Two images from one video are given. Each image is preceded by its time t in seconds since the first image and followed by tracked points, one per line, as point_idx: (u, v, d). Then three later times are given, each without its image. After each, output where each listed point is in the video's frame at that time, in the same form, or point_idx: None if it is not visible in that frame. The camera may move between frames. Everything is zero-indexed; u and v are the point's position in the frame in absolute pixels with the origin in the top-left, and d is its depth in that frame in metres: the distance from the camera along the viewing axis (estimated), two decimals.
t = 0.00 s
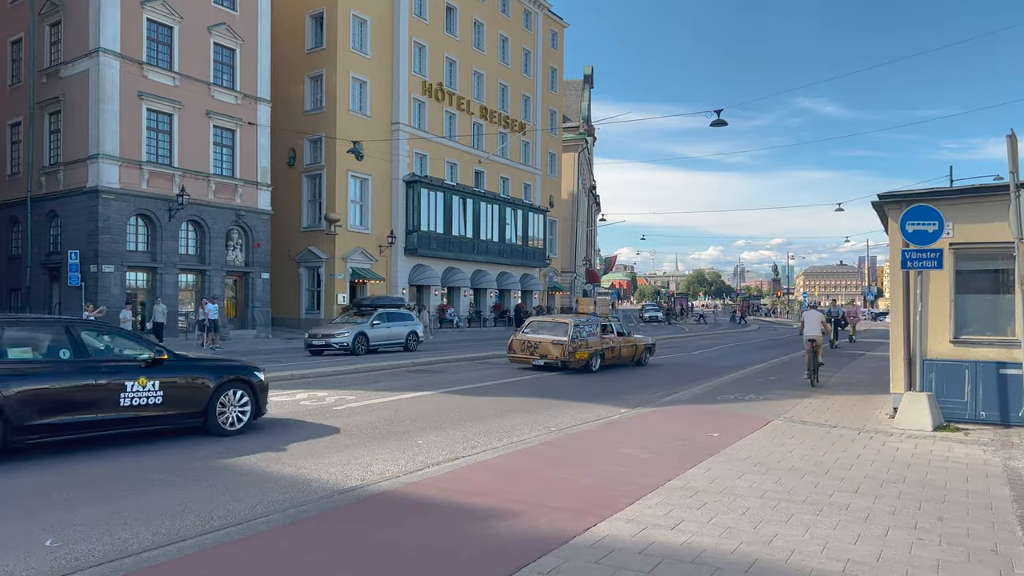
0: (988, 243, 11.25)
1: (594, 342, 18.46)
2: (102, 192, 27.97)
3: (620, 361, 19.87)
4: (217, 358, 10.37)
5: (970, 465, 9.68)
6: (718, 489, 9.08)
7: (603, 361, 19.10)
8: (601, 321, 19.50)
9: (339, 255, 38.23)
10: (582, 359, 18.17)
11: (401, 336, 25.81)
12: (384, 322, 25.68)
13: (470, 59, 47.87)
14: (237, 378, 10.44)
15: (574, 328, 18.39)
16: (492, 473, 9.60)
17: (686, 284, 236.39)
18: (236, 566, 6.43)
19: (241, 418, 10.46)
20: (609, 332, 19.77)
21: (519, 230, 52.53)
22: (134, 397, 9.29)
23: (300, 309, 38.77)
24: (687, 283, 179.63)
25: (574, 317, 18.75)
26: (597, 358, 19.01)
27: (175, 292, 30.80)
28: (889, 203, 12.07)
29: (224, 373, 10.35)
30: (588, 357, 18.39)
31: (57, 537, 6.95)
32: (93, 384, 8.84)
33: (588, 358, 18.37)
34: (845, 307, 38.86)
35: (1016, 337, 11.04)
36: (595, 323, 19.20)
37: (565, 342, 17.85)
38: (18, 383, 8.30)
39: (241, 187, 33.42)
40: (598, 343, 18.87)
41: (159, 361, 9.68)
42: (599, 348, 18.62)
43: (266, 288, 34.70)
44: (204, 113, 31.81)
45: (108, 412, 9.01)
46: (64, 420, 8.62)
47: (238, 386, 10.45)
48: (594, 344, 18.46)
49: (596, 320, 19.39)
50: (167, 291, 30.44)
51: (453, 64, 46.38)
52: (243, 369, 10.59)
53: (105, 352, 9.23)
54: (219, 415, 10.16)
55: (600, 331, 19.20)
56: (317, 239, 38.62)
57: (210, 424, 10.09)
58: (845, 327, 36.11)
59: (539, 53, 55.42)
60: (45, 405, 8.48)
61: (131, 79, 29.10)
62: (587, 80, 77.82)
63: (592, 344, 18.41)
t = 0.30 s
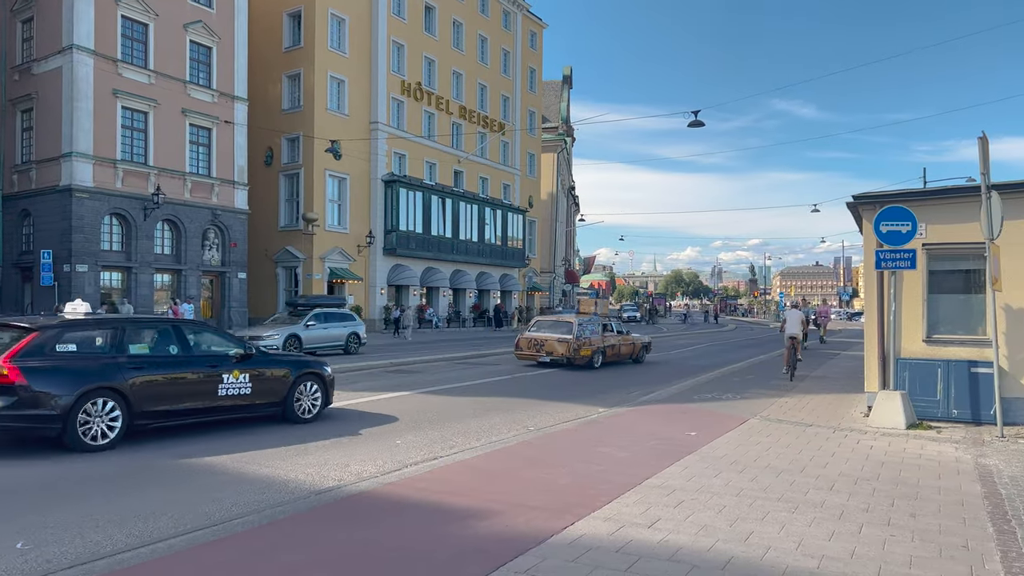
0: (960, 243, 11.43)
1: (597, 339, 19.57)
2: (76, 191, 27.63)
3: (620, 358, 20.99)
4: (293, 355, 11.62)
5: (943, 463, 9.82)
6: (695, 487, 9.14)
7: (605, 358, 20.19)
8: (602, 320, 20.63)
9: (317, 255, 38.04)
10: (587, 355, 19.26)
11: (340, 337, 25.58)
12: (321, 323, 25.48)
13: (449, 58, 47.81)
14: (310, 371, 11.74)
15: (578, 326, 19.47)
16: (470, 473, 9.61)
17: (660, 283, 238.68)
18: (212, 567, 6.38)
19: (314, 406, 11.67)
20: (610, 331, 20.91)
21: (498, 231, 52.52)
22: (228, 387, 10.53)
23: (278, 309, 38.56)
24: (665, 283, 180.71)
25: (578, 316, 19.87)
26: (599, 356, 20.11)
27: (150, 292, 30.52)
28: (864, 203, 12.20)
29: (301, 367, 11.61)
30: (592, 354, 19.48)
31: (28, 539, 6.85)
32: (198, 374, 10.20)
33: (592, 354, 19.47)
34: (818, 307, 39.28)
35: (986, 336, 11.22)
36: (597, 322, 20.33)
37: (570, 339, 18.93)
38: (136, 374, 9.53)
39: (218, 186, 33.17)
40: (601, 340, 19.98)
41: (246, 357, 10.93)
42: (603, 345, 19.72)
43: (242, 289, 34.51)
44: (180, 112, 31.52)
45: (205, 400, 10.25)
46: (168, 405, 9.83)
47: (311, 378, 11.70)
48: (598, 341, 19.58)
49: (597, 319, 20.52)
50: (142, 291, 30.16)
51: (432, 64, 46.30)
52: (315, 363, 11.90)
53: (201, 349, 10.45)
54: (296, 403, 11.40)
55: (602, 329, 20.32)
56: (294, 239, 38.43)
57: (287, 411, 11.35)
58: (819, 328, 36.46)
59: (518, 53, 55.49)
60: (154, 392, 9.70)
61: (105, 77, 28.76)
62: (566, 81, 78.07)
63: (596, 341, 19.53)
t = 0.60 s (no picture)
0: (939, 243, 11.56)
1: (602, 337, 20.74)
2: (55, 190, 27.33)
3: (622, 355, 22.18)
4: (355, 351, 12.86)
5: (921, 461, 9.92)
6: (677, 486, 9.19)
7: (607, 355, 21.35)
8: (606, 319, 21.78)
9: (300, 255, 37.84)
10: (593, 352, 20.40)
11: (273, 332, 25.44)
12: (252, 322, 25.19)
13: (433, 58, 47.74)
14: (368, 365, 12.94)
15: (584, 325, 20.59)
16: (453, 473, 9.60)
17: (644, 283, 239.44)
18: (190, 569, 6.33)
19: (373, 397, 12.94)
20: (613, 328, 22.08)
21: (483, 231, 52.52)
22: (305, 379, 11.78)
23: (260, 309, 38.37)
24: (649, 284, 181.23)
25: (583, 316, 21.00)
26: (602, 353, 21.23)
27: (130, 292, 30.28)
28: (845, 203, 12.30)
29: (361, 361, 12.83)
30: (597, 351, 20.61)
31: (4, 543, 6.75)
32: (280, 368, 11.41)
33: (596, 352, 20.60)
34: (797, 307, 39.66)
35: (965, 335, 11.33)
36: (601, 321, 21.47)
37: (577, 337, 20.05)
38: (231, 368, 10.76)
39: (199, 186, 32.95)
40: (605, 338, 21.13)
41: (318, 353, 12.17)
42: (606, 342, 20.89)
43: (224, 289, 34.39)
44: (160, 110, 31.28)
45: (284, 390, 11.45)
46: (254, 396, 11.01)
47: (373, 372, 12.93)
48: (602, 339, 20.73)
49: (602, 319, 21.67)
50: (122, 291, 29.90)
51: (415, 64, 46.19)
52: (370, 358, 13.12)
53: (281, 346, 11.70)
54: (360, 394, 12.61)
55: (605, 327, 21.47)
56: (276, 239, 38.24)
57: (351, 401, 12.57)
58: (798, 329, 36.76)
59: (502, 53, 55.54)
60: (248, 383, 10.97)
61: (85, 75, 28.48)
62: (549, 81, 78.21)
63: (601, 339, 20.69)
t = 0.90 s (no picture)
0: (923, 244, 11.66)
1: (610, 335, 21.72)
2: (38, 189, 27.13)
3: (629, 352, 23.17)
4: (408, 347, 13.96)
5: (905, 460, 10.01)
6: (663, 485, 9.23)
7: (615, 353, 22.33)
8: (613, 319, 22.75)
9: (287, 255, 37.72)
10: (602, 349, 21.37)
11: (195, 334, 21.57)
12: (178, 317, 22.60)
13: (421, 57, 47.68)
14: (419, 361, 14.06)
15: (593, 324, 21.52)
16: (439, 473, 9.60)
17: (633, 282, 239.83)
18: (174, 570, 6.30)
19: (423, 389, 14.04)
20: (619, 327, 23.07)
21: (471, 230, 52.52)
22: (368, 373, 12.92)
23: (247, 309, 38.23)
24: (638, 283, 181.42)
25: (591, 315, 21.95)
26: (610, 351, 22.19)
27: (116, 292, 30.10)
28: (829, 204, 12.40)
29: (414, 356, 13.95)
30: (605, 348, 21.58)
31: None
32: (349, 363, 12.53)
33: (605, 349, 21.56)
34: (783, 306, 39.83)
35: (948, 335, 11.41)
36: (608, 320, 22.47)
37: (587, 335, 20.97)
38: (308, 362, 11.87)
39: (185, 185, 32.80)
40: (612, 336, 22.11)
41: (377, 349, 13.27)
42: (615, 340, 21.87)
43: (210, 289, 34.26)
44: (146, 109, 31.11)
45: (352, 382, 12.57)
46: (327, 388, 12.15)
47: (421, 367, 14.06)
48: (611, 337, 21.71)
49: (609, 318, 22.65)
50: (108, 291, 29.72)
51: (403, 63, 46.12)
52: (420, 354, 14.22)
53: (346, 343, 12.78)
54: (411, 387, 13.72)
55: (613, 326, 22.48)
56: (263, 238, 38.09)
57: (405, 393, 13.68)
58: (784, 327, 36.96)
59: (490, 53, 55.52)
60: (323, 376, 12.07)
61: (69, 73, 28.28)
62: (538, 81, 78.29)
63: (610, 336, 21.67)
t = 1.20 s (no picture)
0: (911, 243, 11.73)
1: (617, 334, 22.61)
2: (25, 188, 26.95)
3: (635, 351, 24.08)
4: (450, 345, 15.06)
5: (893, 459, 10.07)
6: (652, 485, 9.25)
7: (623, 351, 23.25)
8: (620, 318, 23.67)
9: (276, 255, 37.62)
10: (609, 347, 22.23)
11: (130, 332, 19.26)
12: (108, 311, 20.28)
13: (411, 57, 47.60)
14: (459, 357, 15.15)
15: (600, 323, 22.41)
16: (428, 473, 9.59)
17: (624, 283, 240.12)
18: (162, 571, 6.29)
19: (463, 383, 15.11)
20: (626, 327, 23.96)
21: (461, 231, 52.48)
22: (418, 367, 14.04)
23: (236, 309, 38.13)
24: (628, 284, 181.66)
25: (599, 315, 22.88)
26: (617, 350, 23.09)
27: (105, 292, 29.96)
28: (817, 205, 12.47)
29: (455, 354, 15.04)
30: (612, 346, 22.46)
31: None
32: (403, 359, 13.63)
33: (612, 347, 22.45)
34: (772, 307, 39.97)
35: (935, 334, 11.49)
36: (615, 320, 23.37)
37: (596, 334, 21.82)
38: (370, 358, 12.98)
39: (174, 184, 32.66)
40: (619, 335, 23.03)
41: (425, 346, 14.39)
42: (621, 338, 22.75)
43: (199, 289, 34.12)
44: (135, 108, 30.96)
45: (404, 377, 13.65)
46: (384, 380, 13.27)
47: (461, 363, 15.12)
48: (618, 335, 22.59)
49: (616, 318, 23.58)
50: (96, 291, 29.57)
51: (393, 63, 46.07)
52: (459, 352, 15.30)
53: (400, 341, 13.89)
54: (454, 381, 14.79)
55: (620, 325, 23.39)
56: (252, 238, 37.97)
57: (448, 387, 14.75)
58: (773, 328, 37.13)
59: (480, 53, 55.52)
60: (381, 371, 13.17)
61: (57, 72, 28.12)
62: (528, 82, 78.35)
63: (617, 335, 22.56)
